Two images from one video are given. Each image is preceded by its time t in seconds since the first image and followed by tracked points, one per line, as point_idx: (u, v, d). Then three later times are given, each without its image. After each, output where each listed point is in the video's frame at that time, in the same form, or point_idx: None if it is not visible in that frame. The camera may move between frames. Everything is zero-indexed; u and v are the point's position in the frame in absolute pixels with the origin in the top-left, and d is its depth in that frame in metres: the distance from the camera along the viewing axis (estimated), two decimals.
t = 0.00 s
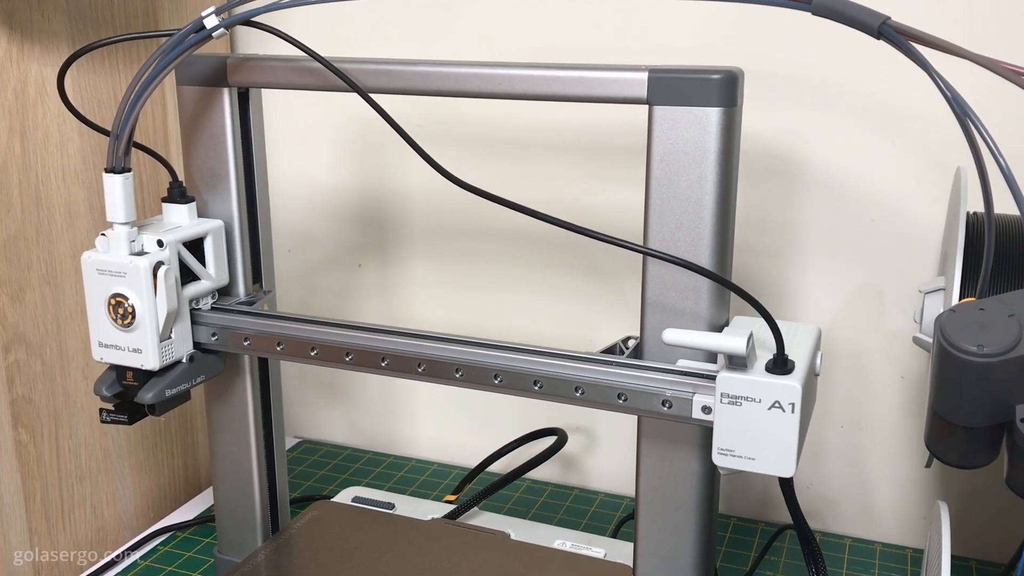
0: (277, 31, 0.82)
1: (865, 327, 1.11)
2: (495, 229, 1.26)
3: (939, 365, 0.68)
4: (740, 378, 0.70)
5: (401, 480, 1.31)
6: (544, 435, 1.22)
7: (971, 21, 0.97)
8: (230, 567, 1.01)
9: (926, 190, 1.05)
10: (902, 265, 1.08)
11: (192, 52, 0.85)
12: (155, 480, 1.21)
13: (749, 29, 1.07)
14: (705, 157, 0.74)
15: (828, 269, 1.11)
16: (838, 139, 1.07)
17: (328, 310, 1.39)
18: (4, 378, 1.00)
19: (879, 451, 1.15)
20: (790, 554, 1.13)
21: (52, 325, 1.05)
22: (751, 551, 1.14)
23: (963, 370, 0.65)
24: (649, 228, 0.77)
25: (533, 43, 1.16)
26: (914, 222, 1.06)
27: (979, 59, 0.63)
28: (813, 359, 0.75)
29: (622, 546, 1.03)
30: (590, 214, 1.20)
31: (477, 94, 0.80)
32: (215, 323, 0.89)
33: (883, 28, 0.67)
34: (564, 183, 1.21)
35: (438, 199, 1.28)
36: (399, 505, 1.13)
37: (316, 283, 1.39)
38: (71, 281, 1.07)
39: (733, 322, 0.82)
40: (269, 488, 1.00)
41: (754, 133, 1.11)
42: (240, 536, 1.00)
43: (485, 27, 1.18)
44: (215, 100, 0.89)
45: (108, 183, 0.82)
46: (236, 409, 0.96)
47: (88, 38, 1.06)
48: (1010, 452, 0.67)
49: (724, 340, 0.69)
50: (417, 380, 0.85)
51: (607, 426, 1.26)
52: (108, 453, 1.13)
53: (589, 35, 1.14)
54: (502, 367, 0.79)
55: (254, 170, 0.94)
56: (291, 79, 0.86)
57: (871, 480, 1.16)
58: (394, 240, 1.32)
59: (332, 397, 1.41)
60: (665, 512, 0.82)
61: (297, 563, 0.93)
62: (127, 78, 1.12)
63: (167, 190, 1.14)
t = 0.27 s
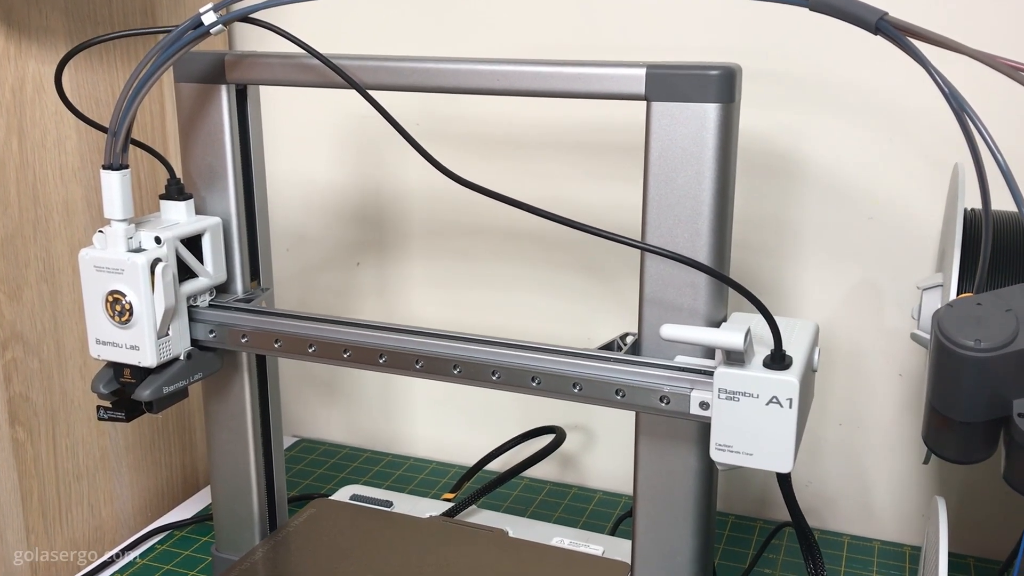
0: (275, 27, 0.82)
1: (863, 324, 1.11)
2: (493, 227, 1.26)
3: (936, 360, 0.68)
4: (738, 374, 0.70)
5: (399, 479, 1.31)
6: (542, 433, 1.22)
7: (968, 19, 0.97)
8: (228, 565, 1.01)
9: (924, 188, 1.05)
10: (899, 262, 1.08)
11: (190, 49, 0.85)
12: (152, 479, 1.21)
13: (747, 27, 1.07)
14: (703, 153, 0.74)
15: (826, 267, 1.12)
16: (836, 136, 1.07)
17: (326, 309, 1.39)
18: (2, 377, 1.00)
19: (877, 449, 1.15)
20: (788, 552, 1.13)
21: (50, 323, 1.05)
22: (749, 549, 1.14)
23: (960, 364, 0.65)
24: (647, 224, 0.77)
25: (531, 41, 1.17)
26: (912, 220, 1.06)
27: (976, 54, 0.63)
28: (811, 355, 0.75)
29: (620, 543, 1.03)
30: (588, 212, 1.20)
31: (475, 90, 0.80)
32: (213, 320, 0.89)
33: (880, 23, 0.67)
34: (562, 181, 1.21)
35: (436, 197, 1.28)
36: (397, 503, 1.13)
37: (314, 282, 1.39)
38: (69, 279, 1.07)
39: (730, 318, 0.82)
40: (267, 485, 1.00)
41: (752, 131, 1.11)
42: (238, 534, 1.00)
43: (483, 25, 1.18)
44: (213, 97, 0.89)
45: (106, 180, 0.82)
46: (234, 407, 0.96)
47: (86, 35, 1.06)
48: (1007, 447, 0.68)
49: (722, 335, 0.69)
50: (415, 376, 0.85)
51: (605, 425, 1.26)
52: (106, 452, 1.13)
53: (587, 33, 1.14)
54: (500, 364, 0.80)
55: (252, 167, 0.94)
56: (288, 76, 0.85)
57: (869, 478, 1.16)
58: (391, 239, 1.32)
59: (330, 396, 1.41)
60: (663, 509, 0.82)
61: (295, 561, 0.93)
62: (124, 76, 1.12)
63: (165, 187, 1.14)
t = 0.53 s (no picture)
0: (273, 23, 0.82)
1: (861, 321, 1.11)
2: (492, 224, 1.26)
3: (934, 354, 0.68)
4: (736, 368, 0.70)
5: (398, 476, 1.31)
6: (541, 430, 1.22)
7: (966, 14, 0.98)
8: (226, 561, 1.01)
9: (922, 184, 1.05)
10: (897, 258, 1.08)
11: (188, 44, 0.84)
12: (151, 477, 1.21)
13: (745, 23, 1.07)
14: (701, 148, 0.74)
15: (824, 263, 1.12)
16: (834, 133, 1.07)
17: (325, 306, 1.39)
18: None
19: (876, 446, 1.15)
20: (786, 548, 1.13)
21: (48, 320, 1.05)
22: (747, 545, 1.14)
23: (958, 358, 0.66)
24: (645, 219, 0.77)
25: (530, 37, 1.17)
26: (910, 216, 1.06)
27: (975, 47, 0.63)
28: (809, 350, 0.75)
29: (619, 540, 1.03)
30: (587, 209, 1.20)
31: (473, 85, 0.80)
32: (211, 316, 0.89)
33: (878, 17, 0.67)
34: (561, 178, 1.21)
35: (435, 194, 1.28)
36: (396, 499, 1.13)
37: (313, 279, 1.39)
38: (67, 276, 1.07)
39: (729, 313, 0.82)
40: (266, 482, 1.00)
41: (751, 128, 1.11)
42: (237, 530, 1.00)
43: (481, 22, 1.18)
44: (212, 93, 0.89)
45: (104, 175, 0.82)
46: (233, 403, 0.96)
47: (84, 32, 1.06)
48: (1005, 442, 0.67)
49: (720, 329, 0.69)
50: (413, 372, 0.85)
51: (604, 422, 1.26)
52: (104, 449, 1.13)
53: (585, 30, 1.14)
54: (499, 359, 0.79)
55: (250, 162, 0.94)
56: (287, 71, 0.85)
57: (868, 474, 1.16)
58: (390, 236, 1.32)
59: (329, 393, 1.41)
60: (661, 504, 0.82)
61: (294, 558, 0.93)
62: (123, 73, 1.12)
63: (163, 183, 1.14)
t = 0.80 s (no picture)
0: (274, 17, 0.81)
1: (861, 315, 1.11)
2: (491, 219, 1.26)
3: (934, 346, 0.68)
4: (735, 361, 0.70)
5: (398, 471, 1.31)
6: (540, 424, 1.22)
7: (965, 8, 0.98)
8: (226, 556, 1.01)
9: (921, 178, 1.05)
10: (896, 252, 1.08)
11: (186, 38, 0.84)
12: (151, 472, 1.21)
13: (744, 17, 1.07)
14: (700, 141, 0.74)
15: (824, 258, 1.12)
16: (834, 127, 1.07)
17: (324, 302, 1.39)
18: None
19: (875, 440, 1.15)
20: (786, 543, 1.13)
21: (47, 315, 1.05)
22: (747, 540, 1.14)
23: (957, 350, 0.66)
24: (645, 212, 0.77)
25: (529, 32, 1.17)
26: (910, 210, 1.06)
27: (975, 39, 0.63)
28: (809, 343, 0.75)
29: (619, 534, 1.03)
30: (586, 204, 1.20)
31: (473, 79, 0.80)
32: (210, 310, 0.89)
33: (878, 9, 0.67)
34: (560, 173, 1.21)
35: (434, 189, 1.28)
36: (396, 494, 1.13)
37: (312, 275, 1.39)
38: (66, 271, 1.07)
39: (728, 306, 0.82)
40: (266, 477, 1.00)
41: (750, 122, 1.11)
42: (237, 525, 1.00)
43: (481, 16, 1.18)
44: (211, 87, 0.89)
45: (103, 169, 0.82)
46: (232, 397, 0.96)
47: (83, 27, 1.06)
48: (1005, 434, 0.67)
49: (720, 322, 0.69)
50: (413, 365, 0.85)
51: (603, 417, 1.26)
52: (104, 444, 1.13)
53: (584, 24, 1.14)
54: (498, 352, 0.80)
55: (249, 157, 0.94)
56: (287, 65, 0.85)
57: (867, 469, 1.16)
58: (389, 231, 1.32)
59: (328, 389, 1.41)
60: (661, 498, 0.82)
61: (294, 552, 0.93)
62: (122, 68, 1.12)
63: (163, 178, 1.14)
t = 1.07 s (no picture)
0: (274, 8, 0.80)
1: (862, 308, 1.11)
2: (492, 212, 1.25)
3: (936, 336, 0.68)
4: (737, 351, 0.70)
5: (399, 464, 1.31)
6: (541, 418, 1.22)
7: None
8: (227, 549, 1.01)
9: (923, 170, 1.05)
10: (897, 245, 1.08)
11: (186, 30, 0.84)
12: (152, 465, 1.21)
13: (745, 9, 1.07)
14: (702, 131, 0.73)
15: (825, 250, 1.11)
16: (835, 119, 1.07)
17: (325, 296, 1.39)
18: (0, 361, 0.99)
19: (877, 433, 1.14)
20: (787, 535, 1.13)
21: (47, 308, 1.05)
22: (748, 533, 1.14)
23: (959, 340, 0.65)
24: (646, 203, 0.77)
25: (530, 25, 1.16)
26: (911, 203, 1.06)
27: (978, 29, 0.63)
28: (811, 334, 0.75)
29: (620, 526, 1.03)
30: (587, 197, 1.20)
31: (473, 70, 0.80)
32: (212, 302, 0.88)
33: None
34: (560, 166, 1.20)
35: (435, 183, 1.28)
36: (397, 486, 1.13)
37: (313, 268, 1.38)
38: (66, 264, 1.07)
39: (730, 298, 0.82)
40: (267, 469, 1.00)
41: (751, 115, 1.11)
42: (238, 518, 1.00)
43: (481, 9, 1.18)
44: (211, 78, 0.89)
45: (104, 161, 0.82)
46: (233, 390, 0.96)
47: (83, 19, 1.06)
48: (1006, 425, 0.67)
49: (721, 313, 0.68)
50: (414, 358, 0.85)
51: (604, 410, 1.26)
52: (105, 437, 1.13)
53: (585, 17, 1.14)
54: (499, 344, 0.79)
55: (250, 149, 0.94)
56: (287, 56, 0.85)
57: (869, 462, 1.16)
58: (390, 225, 1.32)
59: (329, 382, 1.41)
60: (662, 489, 0.82)
61: (295, 546, 0.93)
62: (121, 61, 1.12)
63: (163, 171, 1.14)
